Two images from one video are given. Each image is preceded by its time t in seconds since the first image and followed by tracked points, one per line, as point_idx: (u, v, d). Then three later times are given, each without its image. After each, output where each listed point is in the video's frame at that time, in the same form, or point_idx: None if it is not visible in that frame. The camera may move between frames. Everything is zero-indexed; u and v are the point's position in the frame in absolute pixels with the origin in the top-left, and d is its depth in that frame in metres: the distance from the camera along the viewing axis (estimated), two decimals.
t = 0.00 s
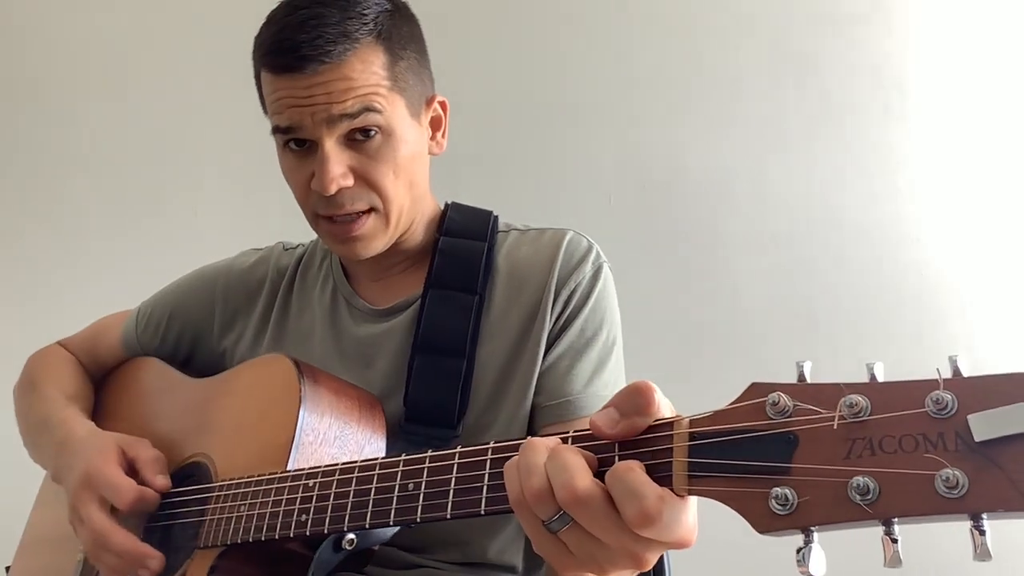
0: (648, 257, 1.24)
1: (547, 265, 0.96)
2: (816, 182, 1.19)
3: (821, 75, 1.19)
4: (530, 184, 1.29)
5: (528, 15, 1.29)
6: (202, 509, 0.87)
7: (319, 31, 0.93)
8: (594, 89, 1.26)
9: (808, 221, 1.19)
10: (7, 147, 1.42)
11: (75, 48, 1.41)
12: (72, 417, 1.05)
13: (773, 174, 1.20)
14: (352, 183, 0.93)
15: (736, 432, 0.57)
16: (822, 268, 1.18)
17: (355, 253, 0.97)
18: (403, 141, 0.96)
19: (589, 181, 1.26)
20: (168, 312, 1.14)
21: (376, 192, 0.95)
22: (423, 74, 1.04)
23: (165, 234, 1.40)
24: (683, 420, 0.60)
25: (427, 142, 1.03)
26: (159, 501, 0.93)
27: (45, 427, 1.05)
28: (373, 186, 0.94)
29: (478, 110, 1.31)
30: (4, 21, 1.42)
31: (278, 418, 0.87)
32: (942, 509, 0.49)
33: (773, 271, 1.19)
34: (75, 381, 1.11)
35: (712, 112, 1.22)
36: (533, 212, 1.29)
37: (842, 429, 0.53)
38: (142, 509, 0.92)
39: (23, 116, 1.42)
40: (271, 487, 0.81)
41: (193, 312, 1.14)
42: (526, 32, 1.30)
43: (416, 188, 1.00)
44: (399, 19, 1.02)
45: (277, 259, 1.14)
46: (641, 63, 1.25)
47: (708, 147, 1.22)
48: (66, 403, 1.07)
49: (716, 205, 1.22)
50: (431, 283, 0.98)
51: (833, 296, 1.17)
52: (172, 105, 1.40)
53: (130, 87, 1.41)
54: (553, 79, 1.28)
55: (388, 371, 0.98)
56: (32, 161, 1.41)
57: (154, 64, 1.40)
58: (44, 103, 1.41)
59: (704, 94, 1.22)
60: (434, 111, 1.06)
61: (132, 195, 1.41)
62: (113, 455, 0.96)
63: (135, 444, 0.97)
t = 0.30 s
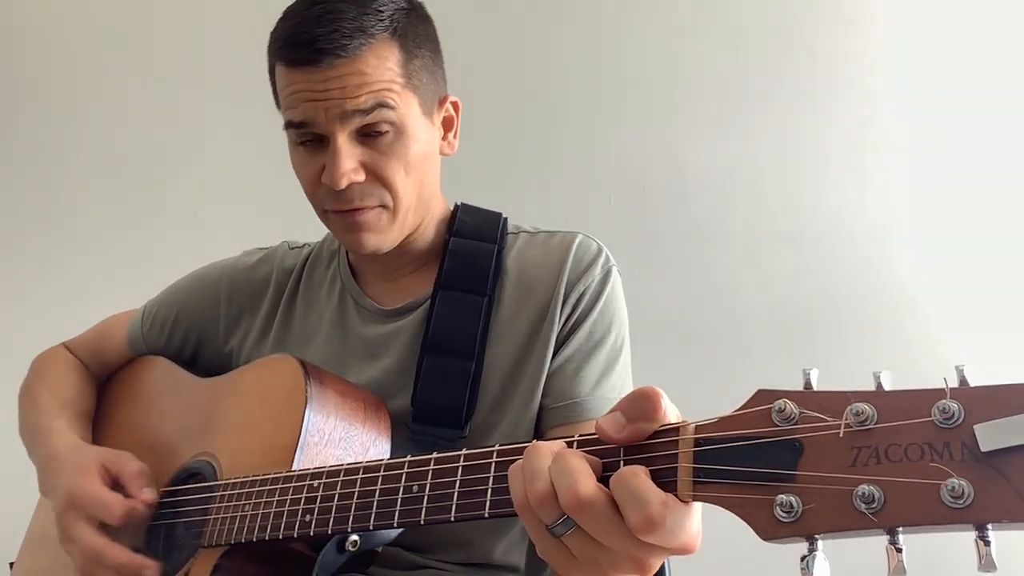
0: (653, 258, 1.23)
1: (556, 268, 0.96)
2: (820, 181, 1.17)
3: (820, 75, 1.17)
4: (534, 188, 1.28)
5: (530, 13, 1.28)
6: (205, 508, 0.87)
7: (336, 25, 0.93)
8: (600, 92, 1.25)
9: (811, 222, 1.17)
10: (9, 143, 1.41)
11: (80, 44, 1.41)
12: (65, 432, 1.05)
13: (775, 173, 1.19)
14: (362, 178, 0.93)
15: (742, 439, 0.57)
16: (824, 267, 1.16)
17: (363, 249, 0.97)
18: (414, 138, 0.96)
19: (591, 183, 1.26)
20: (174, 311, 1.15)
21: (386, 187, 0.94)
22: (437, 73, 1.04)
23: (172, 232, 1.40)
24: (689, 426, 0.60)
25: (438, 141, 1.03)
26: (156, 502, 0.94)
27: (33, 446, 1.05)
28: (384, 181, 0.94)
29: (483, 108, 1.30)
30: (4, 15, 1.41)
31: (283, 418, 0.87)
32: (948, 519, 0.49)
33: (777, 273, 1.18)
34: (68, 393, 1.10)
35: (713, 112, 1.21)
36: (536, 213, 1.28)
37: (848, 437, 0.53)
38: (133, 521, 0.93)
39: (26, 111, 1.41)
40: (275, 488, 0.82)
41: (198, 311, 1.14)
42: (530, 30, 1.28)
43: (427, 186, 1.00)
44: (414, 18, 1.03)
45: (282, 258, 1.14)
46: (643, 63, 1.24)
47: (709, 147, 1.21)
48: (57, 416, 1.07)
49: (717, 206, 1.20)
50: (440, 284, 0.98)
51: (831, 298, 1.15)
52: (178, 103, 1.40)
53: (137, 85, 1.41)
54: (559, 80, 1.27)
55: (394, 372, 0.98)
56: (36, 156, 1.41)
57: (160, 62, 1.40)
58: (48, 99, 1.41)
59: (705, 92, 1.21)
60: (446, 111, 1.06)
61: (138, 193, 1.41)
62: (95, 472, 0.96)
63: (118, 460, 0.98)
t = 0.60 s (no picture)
0: (652, 253, 1.24)
1: (559, 268, 0.97)
2: (820, 178, 1.17)
3: (819, 77, 1.18)
4: (535, 185, 1.28)
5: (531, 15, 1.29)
6: (205, 508, 0.87)
7: (345, 24, 0.94)
8: (598, 93, 1.26)
9: (810, 218, 1.17)
10: (9, 142, 1.41)
11: (80, 44, 1.41)
12: (50, 462, 1.04)
13: (774, 167, 1.19)
14: (369, 177, 0.94)
15: (742, 432, 0.58)
16: (825, 261, 1.16)
17: (367, 248, 0.98)
18: (422, 138, 0.96)
19: (590, 183, 1.26)
20: (175, 311, 1.15)
21: (393, 187, 0.95)
22: (444, 73, 1.05)
23: (173, 233, 1.41)
24: (687, 420, 0.61)
25: (444, 141, 1.03)
26: (160, 497, 0.94)
27: (23, 473, 1.06)
28: (391, 181, 0.95)
29: (483, 108, 1.30)
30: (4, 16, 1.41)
31: (284, 418, 0.87)
32: (946, 511, 0.49)
33: (775, 266, 1.18)
34: (59, 407, 1.10)
35: (713, 111, 1.21)
36: (535, 214, 1.29)
37: (846, 430, 0.54)
38: None
39: (27, 112, 1.41)
40: (275, 486, 0.82)
41: (199, 312, 1.15)
42: (535, 31, 1.29)
43: (432, 185, 1.00)
44: (422, 18, 1.03)
45: (282, 258, 1.15)
46: (643, 64, 1.24)
47: (709, 147, 1.21)
48: (47, 439, 1.07)
49: (715, 205, 1.21)
50: (443, 284, 0.98)
51: (831, 298, 1.16)
52: (179, 103, 1.40)
53: (138, 86, 1.41)
54: (561, 81, 1.27)
55: (394, 372, 0.98)
56: (37, 156, 1.41)
57: (161, 63, 1.40)
58: (49, 100, 1.41)
59: (705, 91, 1.21)
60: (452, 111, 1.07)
61: (138, 194, 1.41)
62: (59, 535, 0.95)
63: (83, 523, 0.95)
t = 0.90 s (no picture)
0: (651, 255, 1.24)
1: (557, 269, 0.97)
2: (818, 180, 1.17)
3: (817, 79, 1.18)
4: (534, 186, 1.29)
5: (531, 16, 1.29)
6: (205, 508, 0.88)
7: (341, 23, 0.94)
8: (596, 94, 1.26)
9: (808, 219, 1.17)
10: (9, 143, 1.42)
11: (80, 47, 1.41)
12: (58, 440, 1.05)
13: (771, 167, 1.19)
14: (366, 176, 0.94)
15: (739, 431, 0.58)
16: (824, 262, 1.16)
17: (363, 247, 0.98)
18: (418, 138, 0.96)
19: (590, 184, 1.27)
20: (175, 312, 1.15)
21: (389, 186, 0.95)
22: (440, 73, 1.05)
23: (174, 235, 1.41)
24: (685, 419, 0.61)
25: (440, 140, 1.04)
26: (160, 497, 0.94)
27: (29, 448, 1.07)
28: (386, 180, 0.95)
29: (482, 110, 1.31)
30: (4, 18, 1.42)
31: (283, 418, 0.88)
32: (942, 509, 0.49)
33: (773, 267, 1.19)
34: (65, 395, 1.11)
35: (712, 113, 1.21)
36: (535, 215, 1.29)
37: (843, 429, 0.54)
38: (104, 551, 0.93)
39: (28, 113, 1.42)
40: (275, 486, 0.82)
41: (198, 314, 1.15)
42: (533, 33, 1.29)
43: (428, 184, 1.00)
44: (418, 17, 1.04)
45: (281, 259, 1.15)
46: (643, 66, 1.24)
47: (709, 148, 1.22)
48: (54, 421, 1.08)
49: (715, 206, 1.21)
50: (441, 286, 0.99)
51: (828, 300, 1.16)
52: (179, 104, 1.41)
53: (138, 87, 1.41)
54: (560, 83, 1.28)
55: (392, 373, 0.99)
56: (37, 158, 1.42)
57: (161, 64, 1.41)
58: (50, 101, 1.42)
59: (705, 92, 1.22)
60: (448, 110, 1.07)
61: (139, 196, 1.42)
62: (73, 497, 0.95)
63: (96, 482, 0.97)
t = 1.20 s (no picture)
0: (651, 255, 1.24)
1: (558, 270, 0.97)
2: (817, 181, 1.18)
3: (817, 81, 1.18)
4: (535, 187, 1.29)
5: (532, 19, 1.29)
6: (206, 507, 0.88)
7: (351, 18, 0.95)
8: (597, 95, 1.26)
9: (808, 221, 1.18)
10: (8, 143, 1.43)
11: (82, 46, 1.42)
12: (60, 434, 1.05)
13: (770, 167, 1.19)
14: (379, 170, 0.94)
15: (740, 433, 0.58)
16: (825, 263, 1.17)
17: (374, 240, 0.98)
18: (428, 132, 0.97)
19: (591, 185, 1.27)
20: (176, 313, 1.15)
21: (402, 178, 0.95)
22: (443, 71, 1.06)
23: (175, 234, 1.41)
24: (687, 421, 0.61)
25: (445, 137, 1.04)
26: (160, 497, 0.94)
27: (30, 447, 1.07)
28: (400, 172, 0.95)
29: (482, 110, 1.31)
30: (4, 18, 1.42)
31: (285, 418, 0.88)
32: (943, 511, 0.49)
33: (773, 269, 1.19)
34: (69, 391, 1.11)
35: (711, 115, 1.22)
36: (535, 216, 1.29)
37: (844, 431, 0.54)
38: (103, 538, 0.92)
39: (29, 113, 1.42)
40: (277, 485, 0.82)
41: (199, 315, 1.15)
42: (533, 33, 1.29)
43: (437, 178, 1.01)
44: (422, 13, 1.04)
45: (282, 261, 1.15)
46: (643, 66, 1.25)
47: (708, 149, 1.22)
48: (55, 416, 1.08)
49: (715, 207, 1.21)
50: (442, 289, 0.99)
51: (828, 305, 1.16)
52: (180, 103, 1.41)
53: (139, 87, 1.41)
54: (561, 84, 1.28)
55: (392, 374, 0.99)
56: (37, 156, 1.42)
57: (162, 64, 1.41)
58: (51, 101, 1.42)
59: (704, 93, 1.22)
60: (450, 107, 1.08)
61: (140, 195, 1.42)
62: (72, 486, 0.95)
63: (97, 471, 0.97)
